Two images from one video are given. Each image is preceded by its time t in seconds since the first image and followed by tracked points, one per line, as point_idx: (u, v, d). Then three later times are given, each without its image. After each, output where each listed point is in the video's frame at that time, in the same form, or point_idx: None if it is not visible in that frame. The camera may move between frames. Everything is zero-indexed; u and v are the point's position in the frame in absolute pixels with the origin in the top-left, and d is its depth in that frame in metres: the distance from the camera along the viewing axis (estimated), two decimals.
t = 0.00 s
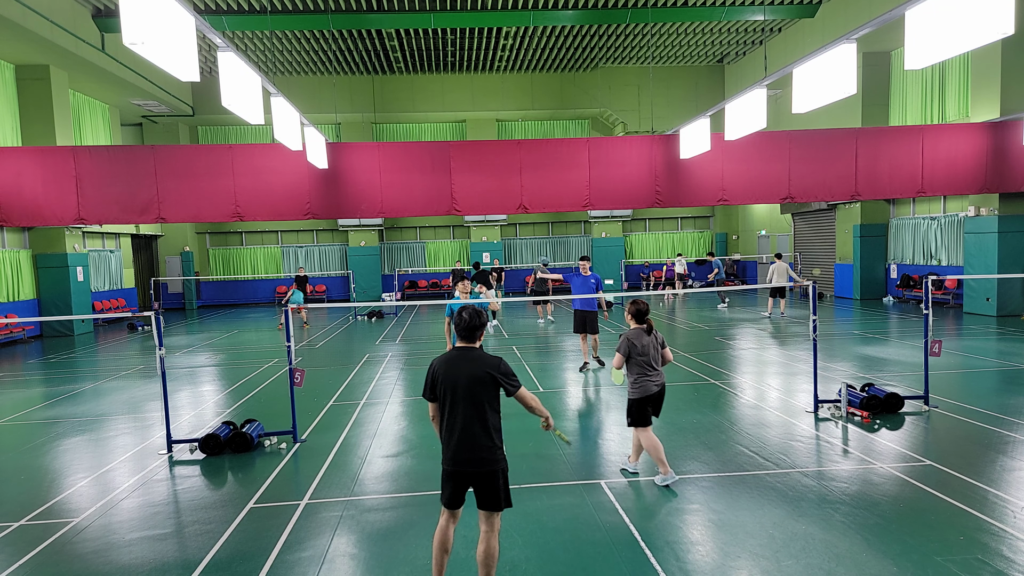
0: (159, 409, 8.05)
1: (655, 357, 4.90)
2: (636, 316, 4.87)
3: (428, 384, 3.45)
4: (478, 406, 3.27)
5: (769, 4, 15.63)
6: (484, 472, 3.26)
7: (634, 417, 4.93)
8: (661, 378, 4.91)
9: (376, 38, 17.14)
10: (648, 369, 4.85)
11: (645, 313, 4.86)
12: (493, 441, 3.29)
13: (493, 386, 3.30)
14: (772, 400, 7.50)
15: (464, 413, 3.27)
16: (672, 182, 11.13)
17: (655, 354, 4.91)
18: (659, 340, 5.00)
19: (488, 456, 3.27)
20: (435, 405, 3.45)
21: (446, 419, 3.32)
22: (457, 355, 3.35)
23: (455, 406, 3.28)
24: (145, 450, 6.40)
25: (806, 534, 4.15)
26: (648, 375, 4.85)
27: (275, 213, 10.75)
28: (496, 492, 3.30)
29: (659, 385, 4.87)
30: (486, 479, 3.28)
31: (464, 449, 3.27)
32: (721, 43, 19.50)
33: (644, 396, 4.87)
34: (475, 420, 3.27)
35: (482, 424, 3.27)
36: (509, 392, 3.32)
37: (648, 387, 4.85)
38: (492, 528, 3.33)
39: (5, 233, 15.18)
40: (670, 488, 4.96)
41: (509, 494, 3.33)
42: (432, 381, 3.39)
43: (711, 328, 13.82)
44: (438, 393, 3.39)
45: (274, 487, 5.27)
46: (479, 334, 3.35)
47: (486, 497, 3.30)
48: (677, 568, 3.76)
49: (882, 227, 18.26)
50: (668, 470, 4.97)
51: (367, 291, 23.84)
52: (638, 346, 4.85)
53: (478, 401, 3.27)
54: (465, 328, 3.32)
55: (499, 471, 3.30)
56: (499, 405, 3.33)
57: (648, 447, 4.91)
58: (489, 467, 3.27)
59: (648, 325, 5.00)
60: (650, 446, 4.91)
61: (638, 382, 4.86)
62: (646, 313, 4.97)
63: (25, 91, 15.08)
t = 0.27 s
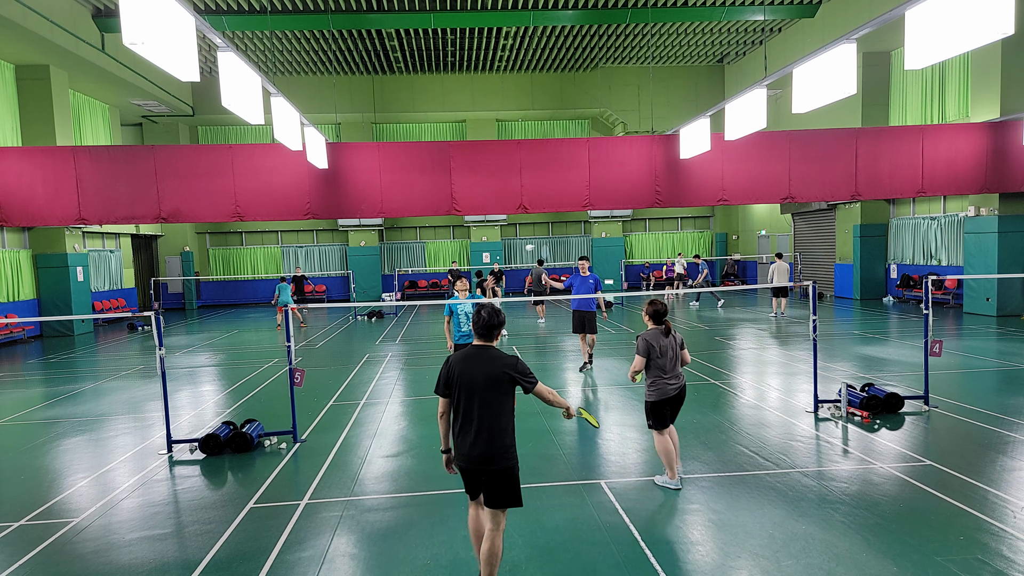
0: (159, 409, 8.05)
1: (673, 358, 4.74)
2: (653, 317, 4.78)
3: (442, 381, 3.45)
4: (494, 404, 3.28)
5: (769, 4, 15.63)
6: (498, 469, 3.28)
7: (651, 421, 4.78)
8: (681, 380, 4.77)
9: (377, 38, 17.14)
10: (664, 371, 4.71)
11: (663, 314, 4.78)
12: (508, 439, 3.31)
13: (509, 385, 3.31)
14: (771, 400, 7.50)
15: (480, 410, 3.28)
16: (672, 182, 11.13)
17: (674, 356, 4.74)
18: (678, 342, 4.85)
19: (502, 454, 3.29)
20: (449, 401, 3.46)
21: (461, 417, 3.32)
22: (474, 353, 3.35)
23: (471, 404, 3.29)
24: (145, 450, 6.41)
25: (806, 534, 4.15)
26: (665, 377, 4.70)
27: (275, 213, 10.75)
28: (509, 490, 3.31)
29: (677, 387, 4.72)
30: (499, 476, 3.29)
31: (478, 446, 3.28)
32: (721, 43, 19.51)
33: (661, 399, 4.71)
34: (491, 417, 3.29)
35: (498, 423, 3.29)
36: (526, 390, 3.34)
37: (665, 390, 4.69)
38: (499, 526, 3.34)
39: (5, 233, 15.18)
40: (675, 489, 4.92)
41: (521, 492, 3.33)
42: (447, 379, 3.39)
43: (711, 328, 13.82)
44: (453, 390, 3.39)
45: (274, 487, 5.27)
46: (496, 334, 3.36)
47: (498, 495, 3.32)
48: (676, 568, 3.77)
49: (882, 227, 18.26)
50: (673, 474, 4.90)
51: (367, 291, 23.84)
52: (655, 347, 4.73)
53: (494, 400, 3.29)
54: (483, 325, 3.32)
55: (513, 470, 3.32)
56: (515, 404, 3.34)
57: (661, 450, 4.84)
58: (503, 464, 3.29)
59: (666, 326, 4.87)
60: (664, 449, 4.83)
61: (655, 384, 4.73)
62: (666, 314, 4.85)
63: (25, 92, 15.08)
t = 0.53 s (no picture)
0: (159, 409, 8.05)
1: (688, 358, 4.61)
2: (664, 319, 4.69)
3: (452, 379, 3.49)
4: (502, 401, 3.30)
5: (769, 4, 15.63)
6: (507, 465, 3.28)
7: (663, 421, 4.71)
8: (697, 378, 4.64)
9: (376, 38, 17.14)
10: (676, 371, 4.60)
11: (674, 316, 4.69)
12: (517, 436, 3.30)
13: (517, 382, 3.34)
14: (772, 400, 7.49)
15: (489, 407, 3.30)
16: (672, 182, 11.13)
17: (687, 356, 4.61)
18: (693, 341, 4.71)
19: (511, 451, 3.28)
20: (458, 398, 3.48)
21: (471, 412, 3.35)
22: (482, 349, 3.38)
23: (481, 400, 3.31)
24: (145, 450, 6.41)
25: (806, 534, 4.15)
26: (676, 377, 4.60)
27: (275, 213, 10.75)
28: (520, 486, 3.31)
29: (690, 386, 4.60)
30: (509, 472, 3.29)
31: (487, 441, 3.29)
32: (721, 43, 19.50)
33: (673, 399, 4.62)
34: (499, 413, 3.29)
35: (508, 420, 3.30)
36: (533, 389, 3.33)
37: (676, 390, 4.61)
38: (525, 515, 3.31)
39: (5, 233, 15.18)
40: (675, 489, 4.92)
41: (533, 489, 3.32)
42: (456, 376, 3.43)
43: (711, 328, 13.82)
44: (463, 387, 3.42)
45: (274, 487, 5.27)
46: (503, 332, 3.37)
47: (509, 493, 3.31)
48: (677, 568, 3.76)
49: (882, 227, 18.26)
50: (673, 474, 4.89)
51: (367, 291, 23.84)
52: (667, 348, 4.64)
53: (502, 396, 3.30)
54: (490, 324, 3.34)
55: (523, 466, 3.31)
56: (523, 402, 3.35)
57: (665, 452, 4.82)
58: (513, 460, 3.28)
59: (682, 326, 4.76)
60: (668, 450, 4.80)
61: (667, 384, 4.64)
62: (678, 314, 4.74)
63: (25, 92, 15.08)
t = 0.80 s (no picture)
0: (159, 409, 8.05)
1: (700, 356, 4.60)
2: (670, 316, 4.72)
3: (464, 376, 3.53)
4: (513, 397, 3.33)
5: (769, 4, 15.63)
6: (520, 460, 3.30)
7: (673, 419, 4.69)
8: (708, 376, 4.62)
9: (376, 38, 17.14)
10: (686, 369, 4.58)
11: (679, 312, 4.71)
12: (529, 431, 3.33)
13: (528, 378, 3.37)
14: (772, 400, 7.49)
15: (502, 403, 3.33)
16: (672, 182, 11.12)
17: (698, 354, 4.60)
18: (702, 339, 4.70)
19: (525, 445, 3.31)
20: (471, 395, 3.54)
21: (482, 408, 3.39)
22: (494, 346, 3.44)
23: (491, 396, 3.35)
24: (145, 450, 6.41)
25: (806, 534, 4.15)
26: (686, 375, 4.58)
27: (275, 213, 10.75)
28: (535, 482, 3.33)
29: (701, 384, 4.58)
30: (522, 466, 3.32)
31: (498, 436, 3.32)
32: (721, 42, 19.50)
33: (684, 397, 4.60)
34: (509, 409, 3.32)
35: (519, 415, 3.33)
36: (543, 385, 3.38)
37: (687, 388, 4.59)
38: (554, 503, 3.42)
39: (5, 233, 15.18)
40: (674, 488, 4.93)
41: (550, 482, 3.35)
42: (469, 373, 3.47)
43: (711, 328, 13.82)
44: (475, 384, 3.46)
45: (274, 487, 5.27)
46: (513, 329, 3.43)
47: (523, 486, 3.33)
48: (677, 569, 3.76)
49: (882, 227, 18.26)
50: (673, 473, 4.91)
51: (367, 291, 23.84)
52: (676, 345, 4.65)
53: (514, 392, 3.33)
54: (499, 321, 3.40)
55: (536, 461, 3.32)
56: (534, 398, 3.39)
57: (668, 451, 4.84)
58: (525, 455, 3.30)
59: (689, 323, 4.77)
60: (672, 450, 4.82)
61: (678, 382, 4.63)
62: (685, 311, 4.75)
63: (25, 91, 15.08)
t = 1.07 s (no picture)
0: (159, 409, 8.06)
1: (710, 357, 4.60)
2: (684, 313, 4.64)
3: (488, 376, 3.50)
4: (541, 399, 3.32)
5: (769, 4, 15.63)
6: (546, 461, 3.30)
7: (683, 420, 4.67)
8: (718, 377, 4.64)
9: (376, 38, 17.14)
10: (699, 370, 4.57)
11: (692, 310, 4.64)
12: (555, 432, 3.33)
13: (556, 380, 3.35)
14: (772, 400, 7.50)
15: (529, 404, 3.32)
16: (672, 182, 11.13)
17: (709, 355, 4.61)
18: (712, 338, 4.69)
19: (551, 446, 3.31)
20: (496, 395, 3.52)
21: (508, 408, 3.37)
22: (521, 347, 3.43)
23: (518, 397, 3.33)
24: (146, 450, 6.41)
25: (806, 533, 4.15)
26: (699, 376, 4.57)
27: (275, 213, 10.75)
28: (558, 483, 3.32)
29: (711, 385, 4.59)
30: (548, 468, 3.31)
31: (524, 437, 3.32)
32: (721, 43, 19.50)
33: (695, 398, 4.60)
34: (537, 410, 3.32)
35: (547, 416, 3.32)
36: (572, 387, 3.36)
37: (699, 389, 4.58)
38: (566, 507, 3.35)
39: (5, 233, 15.18)
40: (674, 488, 4.94)
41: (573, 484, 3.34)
42: (495, 373, 3.44)
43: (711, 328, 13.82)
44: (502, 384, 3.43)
45: (274, 487, 5.27)
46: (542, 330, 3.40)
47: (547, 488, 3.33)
48: (677, 568, 3.76)
49: (882, 228, 18.26)
50: (674, 473, 4.91)
51: (367, 291, 23.85)
52: (688, 345, 4.59)
53: (542, 394, 3.32)
54: (527, 322, 3.38)
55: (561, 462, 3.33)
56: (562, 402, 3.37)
57: (672, 451, 4.82)
58: (552, 457, 3.30)
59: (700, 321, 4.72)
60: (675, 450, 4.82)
61: (690, 383, 4.60)
62: (696, 310, 4.69)
63: (25, 91, 15.08)
